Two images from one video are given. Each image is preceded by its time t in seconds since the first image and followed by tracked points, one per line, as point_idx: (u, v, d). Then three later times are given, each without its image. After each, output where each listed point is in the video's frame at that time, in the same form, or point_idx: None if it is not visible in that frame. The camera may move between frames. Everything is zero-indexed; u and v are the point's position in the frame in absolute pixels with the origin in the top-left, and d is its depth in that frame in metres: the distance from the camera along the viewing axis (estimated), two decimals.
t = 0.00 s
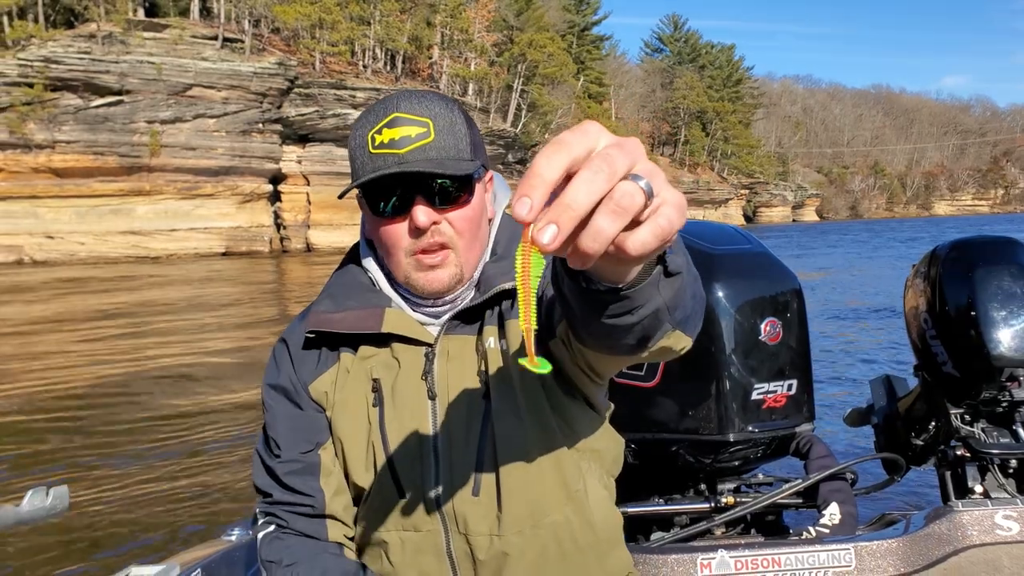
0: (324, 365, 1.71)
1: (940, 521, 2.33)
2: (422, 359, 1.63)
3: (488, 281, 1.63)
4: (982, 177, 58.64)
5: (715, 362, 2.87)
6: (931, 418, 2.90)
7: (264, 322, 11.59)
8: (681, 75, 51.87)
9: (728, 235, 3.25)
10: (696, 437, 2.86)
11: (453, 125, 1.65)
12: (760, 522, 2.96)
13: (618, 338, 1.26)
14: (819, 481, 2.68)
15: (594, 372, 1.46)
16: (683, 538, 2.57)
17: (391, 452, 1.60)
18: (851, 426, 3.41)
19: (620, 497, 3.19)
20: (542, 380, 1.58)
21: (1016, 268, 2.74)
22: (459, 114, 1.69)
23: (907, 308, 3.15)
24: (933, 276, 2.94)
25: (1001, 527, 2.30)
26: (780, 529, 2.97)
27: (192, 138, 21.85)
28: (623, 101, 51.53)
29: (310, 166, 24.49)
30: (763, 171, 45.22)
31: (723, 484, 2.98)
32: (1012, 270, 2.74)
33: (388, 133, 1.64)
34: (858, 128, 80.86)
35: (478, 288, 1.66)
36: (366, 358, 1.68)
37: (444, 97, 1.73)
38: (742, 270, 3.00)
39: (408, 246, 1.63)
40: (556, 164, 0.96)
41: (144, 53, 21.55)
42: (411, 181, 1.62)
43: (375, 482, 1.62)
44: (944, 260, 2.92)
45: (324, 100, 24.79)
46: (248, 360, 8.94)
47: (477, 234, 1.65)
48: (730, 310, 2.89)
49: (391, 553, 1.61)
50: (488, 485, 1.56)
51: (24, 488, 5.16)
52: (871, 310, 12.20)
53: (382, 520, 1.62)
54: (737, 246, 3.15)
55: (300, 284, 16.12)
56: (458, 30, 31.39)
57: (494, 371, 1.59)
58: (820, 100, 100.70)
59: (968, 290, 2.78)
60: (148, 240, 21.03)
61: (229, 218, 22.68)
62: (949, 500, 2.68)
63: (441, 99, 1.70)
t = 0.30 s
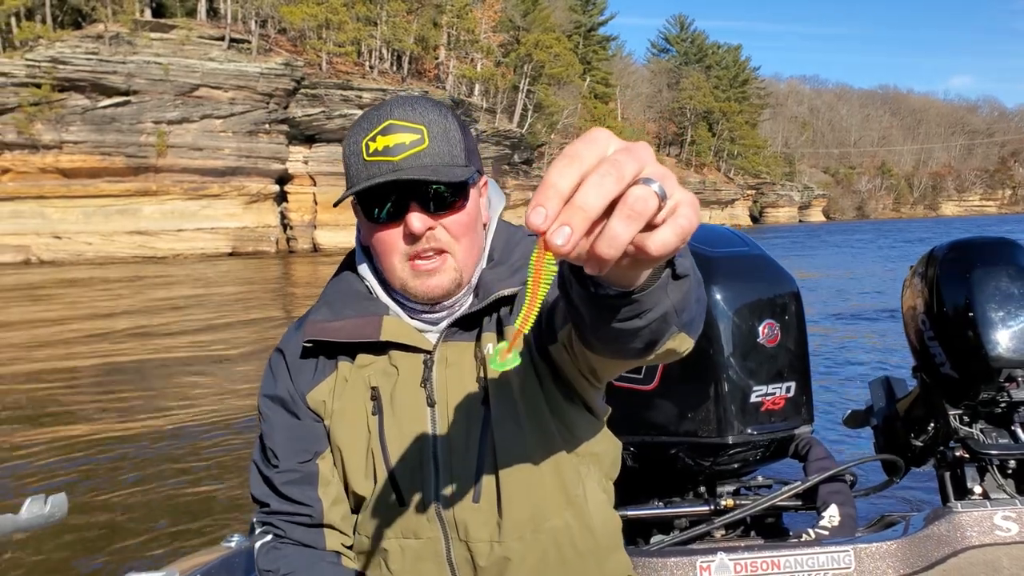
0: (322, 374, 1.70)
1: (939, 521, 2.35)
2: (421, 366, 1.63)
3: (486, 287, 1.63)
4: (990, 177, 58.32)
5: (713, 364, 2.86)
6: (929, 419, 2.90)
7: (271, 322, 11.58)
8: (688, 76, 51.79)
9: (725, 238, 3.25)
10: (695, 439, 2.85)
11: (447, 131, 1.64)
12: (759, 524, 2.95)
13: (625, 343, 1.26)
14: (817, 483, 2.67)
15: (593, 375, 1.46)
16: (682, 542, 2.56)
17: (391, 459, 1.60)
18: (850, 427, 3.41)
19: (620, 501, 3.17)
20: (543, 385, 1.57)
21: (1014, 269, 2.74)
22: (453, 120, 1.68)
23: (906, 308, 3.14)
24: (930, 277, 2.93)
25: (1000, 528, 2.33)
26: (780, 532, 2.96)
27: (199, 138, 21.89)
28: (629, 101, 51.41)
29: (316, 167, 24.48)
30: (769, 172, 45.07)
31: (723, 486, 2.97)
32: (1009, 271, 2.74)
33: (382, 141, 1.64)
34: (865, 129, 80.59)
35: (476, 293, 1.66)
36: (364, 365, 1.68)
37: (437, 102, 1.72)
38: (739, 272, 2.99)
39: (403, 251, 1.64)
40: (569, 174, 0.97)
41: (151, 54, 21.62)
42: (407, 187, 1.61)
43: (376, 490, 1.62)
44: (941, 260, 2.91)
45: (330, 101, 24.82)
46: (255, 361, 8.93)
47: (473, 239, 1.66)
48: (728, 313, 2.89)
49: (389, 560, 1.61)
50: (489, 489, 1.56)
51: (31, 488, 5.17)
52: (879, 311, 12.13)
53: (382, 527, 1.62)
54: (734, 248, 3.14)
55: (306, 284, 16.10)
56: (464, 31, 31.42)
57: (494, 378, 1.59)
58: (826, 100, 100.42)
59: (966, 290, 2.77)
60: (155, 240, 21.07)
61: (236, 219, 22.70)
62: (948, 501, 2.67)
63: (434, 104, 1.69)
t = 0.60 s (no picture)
0: (322, 382, 1.68)
1: (943, 525, 2.35)
2: (422, 373, 1.63)
3: (487, 295, 1.64)
4: (999, 178, 57.98)
5: (714, 368, 2.86)
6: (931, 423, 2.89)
7: (278, 321, 11.57)
8: (695, 75, 51.68)
9: (727, 242, 3.24)
10: (696, 444, 2.85)
11: (449, 140, 1.65)
12: (760, 529, 2.94)
13: (626, 350, 1.26)
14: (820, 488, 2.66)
15: (595, 383, 1.47)
16: (684, 547, 2.55)
17: (390, 465, 1.60)
18: (854, 432, 3.39)
19: (622, 506, 3.16)
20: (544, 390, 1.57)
21: (1015, 271, 2.72)
22: (455, 128, 1.68)
23: (907, 311, 3.13)
24: (932, 278, 2.92)
25: (1004, 532, 2.34)
26: (782, 538, 2.94)
27: (206, 138, 21.94)
28: (636, 101, 51.33)
29: (323, 166, 24.39)
30: (776, 171, 44.95)
31: (725, 491, 2.97)
32: (1011, 273, 2.72)
33: (383, 149, 1.63)
34: (872, 129, 80.29)
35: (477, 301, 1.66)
36: (363, 373, 1.67)
37: (439, 110, 1.71)
38: (740, 277, 2.99)
39: (403, 260, 1.64)
40: (568, 187, 0.97)
41: (158, 53, 21.67)
42: (407, 196, 1.61)
43: (375, 497, 1.62)
44: (943, 263, 2.90)
45: (337, 100, 24.82)
46: (262, 360, 8.92)
47: (473, 248, 1.66)
48: (729, 317, 2.88)
49: (391, 567, 1.61)
50: (489, 494, 1.57)
51: (39, 486, 5.19)
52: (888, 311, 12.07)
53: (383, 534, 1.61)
54: (735, 253, 3.14)
55: (312, 284, 16.08)
56: (470, 30, 31.45)
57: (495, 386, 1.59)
58: (833, 100, 100.06)
59: (968, 293, 2.76)
60: (162, 239, 21.11)
61: (243, 218, 22.73)
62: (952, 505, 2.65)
63: (438, 113, 1.69)
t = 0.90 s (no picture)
0: (323, 387, 1.68)
1: (945, 530, 2.34)
2: (423, 378, 1.63)
3: (489, 300, 1.64)
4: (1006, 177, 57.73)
5: (716, 372, 2.85)
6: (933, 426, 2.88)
7: (284, 320, 11.59)
8: (700, 75, 51.60)
9: (729, 246, 3.23)
10: (698, 448, 2.84)
11: (451, 145, 1.64)
12: (762, 533, 2.93)
13: (626, 355, 1.26)
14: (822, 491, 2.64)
15: (597, 388, 1.47)
16: (686, 552, 2.55)
17: (392, 471, 1.60)
18: (856, 435, 3.38)
19: (624, 510, 3.16)
20: (545, 394, 1.57)
21: (1018, 276, 2.71)
22: (457, 133, 1.67)
23: (909, 314, 3.12)
24: (934, 282, 2.91)
25: (1006, 536, 2.32)
26: (784, 542, 2.93)
27: (213, 137, 21.99)
28: (641, 101, 51.27)
29: (329, 166, 24.36)
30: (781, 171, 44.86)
31: (727, 496, 2.97)
32: (1013, 278, 2.71)
33: (385, 154, 1.63)
34: (878, 128, 80.02)
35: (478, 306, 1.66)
36: (364, 378, 1.67)
37: (442, 115, 1.71)
38: (741, 282, 2.98)
39: (405, 266, 1.64)
40: (569, 196, 0.97)
41: (165, 53, 21.74)
42: (409, 201, 1.62)
43: (376, 502, 1.62)
44: (945, 266, 2.89)
45: (343, 100, 24.86)
46: (268, 359, 8.94)
47: (474, 253, 1.66)
48: (730, 322, 2.88)
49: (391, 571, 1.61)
50: (491, 497, 1.57)
51: (46, 484, 5.22)
52: (893, 311, 12.04)
53: (384, 537, 1.61)
54: (737, 257, 3.13)
55: (318, 283, 16.09)
56: (476, 30, 31.46)
57: (496, 390, 1.59)
58: (840, 100, 99.82)
59: (970, 296, 2.75)
60: (168, 238, 21.16)
61: (249, 217, 22.78)
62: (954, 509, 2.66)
63: (441, 118, 1.68)
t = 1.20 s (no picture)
0: (332, 380, 1.69)
1: (951, 528, 2.33)
2: (430, 372, 1.63)
3: (496, 292, 1.63)
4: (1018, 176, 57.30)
5: (721, 368, 2.85)
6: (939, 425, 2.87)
7: (294, 319, 11.60)
8: (710, 73, 51.45)
9: (735, 243, 3.23)
10: (703, 445, 2.83)
11: (461, 139, 1.64)
12: (767, 531, 2.92)
13: (636, 342, 1.26)
14: (828, 489, 2.63)
15: (604, 379, 1.46)
16: (691, 548, 2.55)
17: (398, 466, 1.61)
18: (862, 434, 3.36)
19: (629, 506, 3.16)
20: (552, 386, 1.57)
21: None
22: (466, 127, 1.68)
23: (915, 312, 3.10)
24: (941, 281, 2.90)
25: (1012, 534, 2.30)
26: (789, 539, 2.92)
27: (222, 137, 22.05)
28: (651, 99, 51.17)
29: (338, 165, 24.37)
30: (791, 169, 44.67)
31: (732, 493, 2.96)
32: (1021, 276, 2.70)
33: (395, 147, 1.63)
34: (889, 127, 79.58)
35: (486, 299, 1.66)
36: (372, 371, 1.68)
37: (451, 110, 1.71)
38: (748, 279, 2.97)
39: (414, 259, 1.65)
40: (588, 171, 0.99)
41: (175, 52, 21.81)
42: (418, 192, 1.62)
43: (383, 494, 1.62)
44: (952, 264, 2.87)
45: (352, 99, 24.88)
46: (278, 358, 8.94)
47: (482, 246, 1.67)
48: (736, 319, 2.87)
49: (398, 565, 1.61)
50: (498, 490, 1.57)
51: (57, 482, 5.24)
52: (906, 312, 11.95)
53: (392, 530, 1.61)
54: (743, 254, 3.12)
55: (328, 283, 16.08)
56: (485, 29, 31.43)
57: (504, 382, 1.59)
58: (850, 98, 99.34)
59: (976, 295, 2.73)
60: (178, 237, 21.22)
61: (259, 216, 22.84)
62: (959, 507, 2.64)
63: (450, 113, 1.69)
